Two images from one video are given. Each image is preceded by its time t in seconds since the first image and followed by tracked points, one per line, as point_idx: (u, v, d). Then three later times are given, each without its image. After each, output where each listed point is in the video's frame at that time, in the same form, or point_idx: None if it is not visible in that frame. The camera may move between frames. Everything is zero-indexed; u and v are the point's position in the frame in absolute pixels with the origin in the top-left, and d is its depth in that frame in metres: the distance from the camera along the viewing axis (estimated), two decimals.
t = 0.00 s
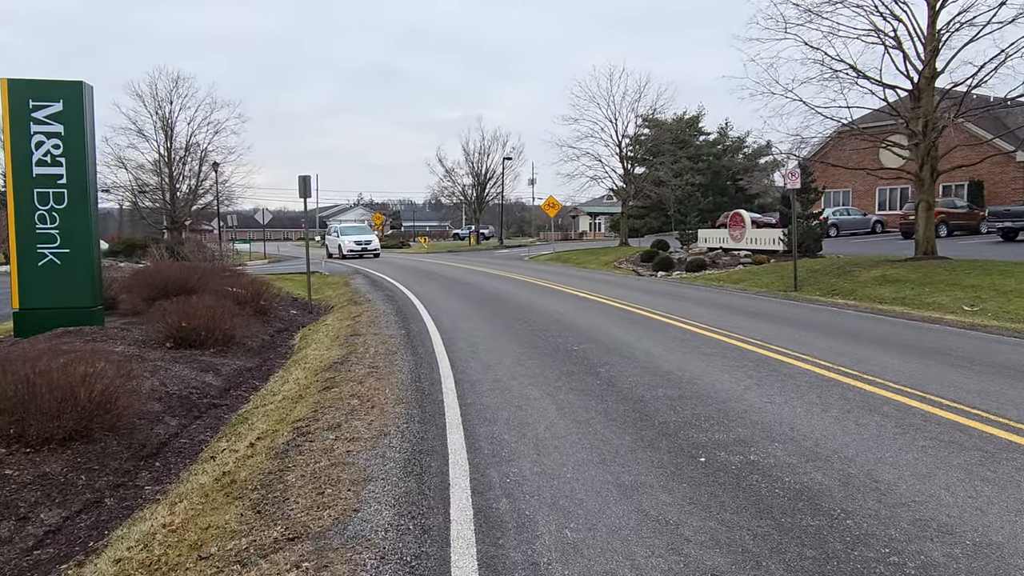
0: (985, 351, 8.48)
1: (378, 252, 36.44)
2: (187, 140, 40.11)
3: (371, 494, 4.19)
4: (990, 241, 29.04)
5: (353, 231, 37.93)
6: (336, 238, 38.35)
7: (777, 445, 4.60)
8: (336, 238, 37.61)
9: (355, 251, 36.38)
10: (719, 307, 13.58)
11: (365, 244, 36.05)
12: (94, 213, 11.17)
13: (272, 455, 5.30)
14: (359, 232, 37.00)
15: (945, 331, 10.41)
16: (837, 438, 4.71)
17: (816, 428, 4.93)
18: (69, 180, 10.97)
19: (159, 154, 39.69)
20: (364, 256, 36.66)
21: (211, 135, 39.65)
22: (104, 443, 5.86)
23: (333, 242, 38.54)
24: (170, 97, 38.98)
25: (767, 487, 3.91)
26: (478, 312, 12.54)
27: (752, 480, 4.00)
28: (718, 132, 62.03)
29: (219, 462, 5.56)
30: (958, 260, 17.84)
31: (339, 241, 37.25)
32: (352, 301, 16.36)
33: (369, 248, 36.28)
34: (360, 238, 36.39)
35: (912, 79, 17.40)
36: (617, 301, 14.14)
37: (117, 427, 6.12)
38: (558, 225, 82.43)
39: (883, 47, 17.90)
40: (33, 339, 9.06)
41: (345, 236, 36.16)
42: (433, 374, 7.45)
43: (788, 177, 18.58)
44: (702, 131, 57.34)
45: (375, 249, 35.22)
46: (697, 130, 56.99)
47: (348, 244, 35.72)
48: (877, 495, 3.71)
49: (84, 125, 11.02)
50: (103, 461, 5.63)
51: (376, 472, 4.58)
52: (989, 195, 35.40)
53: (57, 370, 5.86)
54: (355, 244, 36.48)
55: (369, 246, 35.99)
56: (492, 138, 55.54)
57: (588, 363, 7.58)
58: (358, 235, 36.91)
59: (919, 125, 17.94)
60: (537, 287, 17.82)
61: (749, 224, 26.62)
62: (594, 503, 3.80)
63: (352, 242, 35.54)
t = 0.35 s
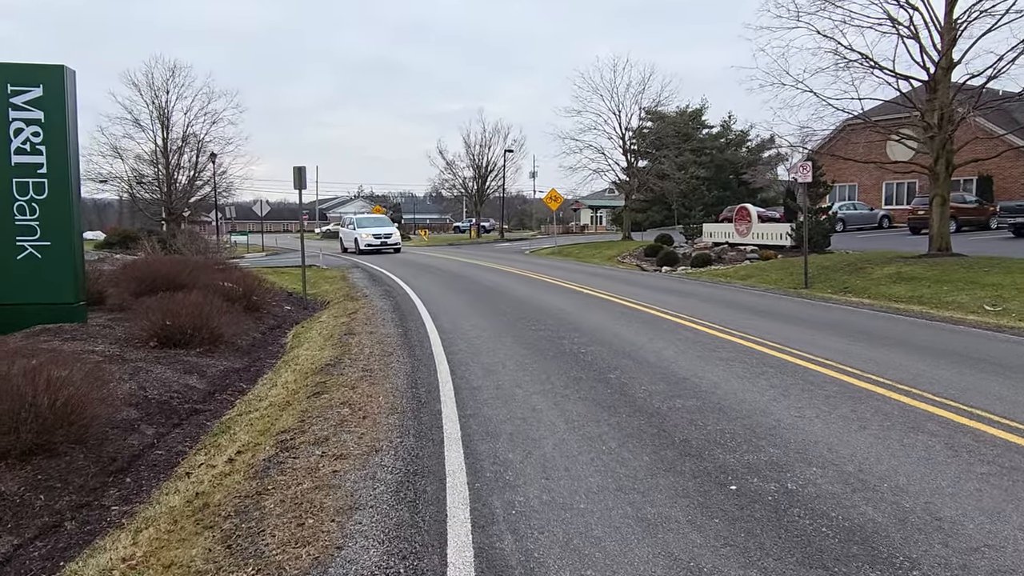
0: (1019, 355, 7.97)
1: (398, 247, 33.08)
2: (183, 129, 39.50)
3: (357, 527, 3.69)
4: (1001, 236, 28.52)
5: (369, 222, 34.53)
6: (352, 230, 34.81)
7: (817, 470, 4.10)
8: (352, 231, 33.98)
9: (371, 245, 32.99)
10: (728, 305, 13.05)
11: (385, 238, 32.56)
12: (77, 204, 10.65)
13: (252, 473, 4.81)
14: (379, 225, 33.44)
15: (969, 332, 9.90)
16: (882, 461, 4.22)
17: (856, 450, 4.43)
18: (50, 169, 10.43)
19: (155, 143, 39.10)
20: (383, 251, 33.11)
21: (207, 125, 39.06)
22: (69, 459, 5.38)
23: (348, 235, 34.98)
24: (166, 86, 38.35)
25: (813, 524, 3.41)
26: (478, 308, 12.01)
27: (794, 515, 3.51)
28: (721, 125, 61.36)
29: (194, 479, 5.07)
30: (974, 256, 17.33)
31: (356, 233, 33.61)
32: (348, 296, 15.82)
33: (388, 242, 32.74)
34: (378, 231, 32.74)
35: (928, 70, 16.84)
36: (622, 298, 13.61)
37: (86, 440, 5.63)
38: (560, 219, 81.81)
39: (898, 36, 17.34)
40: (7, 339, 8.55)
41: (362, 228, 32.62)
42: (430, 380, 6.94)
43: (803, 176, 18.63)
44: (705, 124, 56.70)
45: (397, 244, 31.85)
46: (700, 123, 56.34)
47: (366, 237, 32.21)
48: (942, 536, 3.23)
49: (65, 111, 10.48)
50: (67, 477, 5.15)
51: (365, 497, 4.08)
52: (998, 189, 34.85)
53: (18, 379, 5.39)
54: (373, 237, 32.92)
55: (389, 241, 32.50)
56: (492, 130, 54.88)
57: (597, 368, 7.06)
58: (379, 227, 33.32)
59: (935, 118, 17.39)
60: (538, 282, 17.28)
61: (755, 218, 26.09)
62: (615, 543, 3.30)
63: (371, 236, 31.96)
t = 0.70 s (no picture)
0: None
1: (418, 249, 27.96)
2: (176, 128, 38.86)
3: (347, 570, 3.16)
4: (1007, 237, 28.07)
5: (384, 221, 28.89)
6: (364, 230, 28.79)
7: (875, 502, 3.58)
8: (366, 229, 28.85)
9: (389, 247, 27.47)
10: (737, 307, 12.56)
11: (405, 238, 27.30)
12: (55, 200, 10.07)
13: (229, 500, 4.27)
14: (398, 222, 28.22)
15: (997, 336, 9.38)
16: (947, 490, 3.71)
17: (916, 474, 3.92)
18: (27, 164, 9.85)
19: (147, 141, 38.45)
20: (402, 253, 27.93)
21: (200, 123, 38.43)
22: (28, 481, 4.84)
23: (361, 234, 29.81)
24: (159, 83, 37.73)
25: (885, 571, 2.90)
26: (479, 310, 11.47)
27: (860, 560, 2.99)
28: (720, 124, 60.89)
29: (166, 506, 4.52)
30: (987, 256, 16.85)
31: (370, 232, 28.56)
32: (343, 297, 15.24)
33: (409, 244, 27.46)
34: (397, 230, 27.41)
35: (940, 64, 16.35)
36: (627, 299, 13.08)
37: (48, 459, 5.10)
38: (557, 219, 81.18)
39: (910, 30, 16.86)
40: None
41: (378, 227, 27.40)
42: (429, 390, 6.39)
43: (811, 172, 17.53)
44: (704, 123, 56.22)
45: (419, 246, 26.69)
46: (699, 123, 55.86)
47: (383, 238, 27.07)
48: None
49: (43, 103, 9.90)
50: (24, 503, 4.61)
51: (356, 533, 3.55)
52: (1003, 189, 34.41)
53: None
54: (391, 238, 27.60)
55: (411, 241, 27.25)
56: (490, 129, 54.31)
57: (610, 377, 6.53)
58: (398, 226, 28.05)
59: (947, 114, 16.89)
60: (539, 282, 16.75)
61: (758, 218, 25.60)
62: None
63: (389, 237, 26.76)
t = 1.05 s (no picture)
0: None
1: (444, 254, 23.93)
2: (172, 126, 38.33)
3: None
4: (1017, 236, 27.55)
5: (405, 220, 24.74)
6: (384, 231, 24.87)
7: (942, 549, 3.04)
8: (385, 231, 24.93)
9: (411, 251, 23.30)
10: (747, 309, 12.01)
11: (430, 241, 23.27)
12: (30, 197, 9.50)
13: (189, 540, 3.73)
14: (422, 221, 24.18)
15: None
16: None
17: (981, 511, 3.39)
18: None
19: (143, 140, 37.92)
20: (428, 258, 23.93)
21: (196, 121, 37.90)
22: None
23: (380, 236, 25.87)
24: (155, 81, 37.19)
25: None
26: (478, 314, 10.93)
27: None
28: (722, 123, 60.26)
29: (120, 543, 3.99)
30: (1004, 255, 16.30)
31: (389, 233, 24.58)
32: (337, 300, 14.69)
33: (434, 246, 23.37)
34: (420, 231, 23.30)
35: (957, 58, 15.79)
36: (632, 301, 12.55)
37: None
38: (558, 219, 80.61)
39: (925, 22, 16.30)
40: None
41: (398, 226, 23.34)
42: (422, 405, 5.85)
43: (821, 171, 16.61)
44: (706, 121, 55.64)
45: (444, 248, 22.60)
46: (702, 121, 55.28)
47: (403, 239, 23.06)
48: None
49: (17, 95, 9.35)
50: None
51: None
52: (1012, 187, 33.83)
53: None
54: (413, 239, 23.58)
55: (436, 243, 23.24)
56: (490, 127, 53.71)
57: (620, 389, 5.99)
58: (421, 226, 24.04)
59: (963, 109, 16.34)
60: (541, 283, 16.22)
61: (765, 216, 25.07)
62: None
63: (410, 238, 22.82)
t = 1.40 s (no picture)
0: None
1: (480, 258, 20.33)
2: (174, 123, 37.92)
3: None
4: None
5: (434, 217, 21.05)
6: (409, 231, 21.24)
7: None
8: (411, 231, 21.20)
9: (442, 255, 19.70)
10: (765, 313, 11.49)
11: (464, 242, 19.58)
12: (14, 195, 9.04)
13: None
14: (455, 219, 20.49)
15: None
16: None
17: None
18: None
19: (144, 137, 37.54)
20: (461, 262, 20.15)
21: (198, 117, 37.49)
22: None
23: (405, 238, 22.13)
24: (155, 77, 36.74)
25: None
26: (484, 318, 10.41)
27: None
28: (728, 121, 59.61)
29: None
30: None
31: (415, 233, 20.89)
32: (337, 301, 14.20)
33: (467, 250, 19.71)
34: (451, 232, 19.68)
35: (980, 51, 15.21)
36: (644, 303, 12.05)
37: None
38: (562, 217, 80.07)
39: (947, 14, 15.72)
40: None
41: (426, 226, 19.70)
42: (425, 423, 5.34)
43: (838, 168, 15.92)
44: (712, 119, 55.01)
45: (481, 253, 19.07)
46: (708, 119, 54.67)
47: (432, 240, 19.34)
48: None
49: None
50: None
51: None
52: None
53: None
54: (444, 241, 19.91)
55: (471, 246, 19.54)
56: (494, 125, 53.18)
57: (642, 405, 5.47)
58: (454, 225, 20.31)
59: (986, 105, 15.76)
60: (548, 283, 15.71)
61: (776, 215, 24.53)
62: None
63: (439, 238, 19.15)
